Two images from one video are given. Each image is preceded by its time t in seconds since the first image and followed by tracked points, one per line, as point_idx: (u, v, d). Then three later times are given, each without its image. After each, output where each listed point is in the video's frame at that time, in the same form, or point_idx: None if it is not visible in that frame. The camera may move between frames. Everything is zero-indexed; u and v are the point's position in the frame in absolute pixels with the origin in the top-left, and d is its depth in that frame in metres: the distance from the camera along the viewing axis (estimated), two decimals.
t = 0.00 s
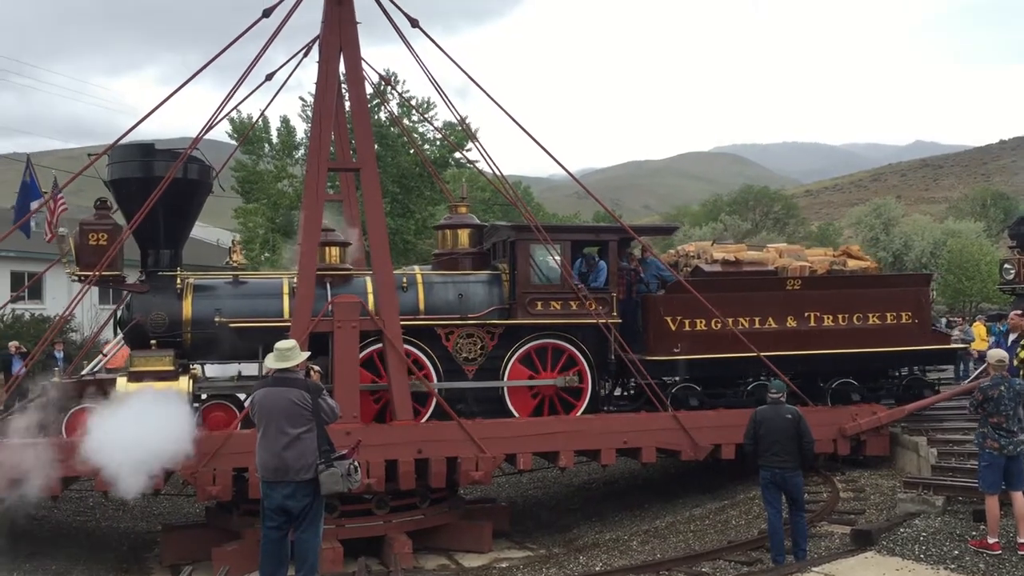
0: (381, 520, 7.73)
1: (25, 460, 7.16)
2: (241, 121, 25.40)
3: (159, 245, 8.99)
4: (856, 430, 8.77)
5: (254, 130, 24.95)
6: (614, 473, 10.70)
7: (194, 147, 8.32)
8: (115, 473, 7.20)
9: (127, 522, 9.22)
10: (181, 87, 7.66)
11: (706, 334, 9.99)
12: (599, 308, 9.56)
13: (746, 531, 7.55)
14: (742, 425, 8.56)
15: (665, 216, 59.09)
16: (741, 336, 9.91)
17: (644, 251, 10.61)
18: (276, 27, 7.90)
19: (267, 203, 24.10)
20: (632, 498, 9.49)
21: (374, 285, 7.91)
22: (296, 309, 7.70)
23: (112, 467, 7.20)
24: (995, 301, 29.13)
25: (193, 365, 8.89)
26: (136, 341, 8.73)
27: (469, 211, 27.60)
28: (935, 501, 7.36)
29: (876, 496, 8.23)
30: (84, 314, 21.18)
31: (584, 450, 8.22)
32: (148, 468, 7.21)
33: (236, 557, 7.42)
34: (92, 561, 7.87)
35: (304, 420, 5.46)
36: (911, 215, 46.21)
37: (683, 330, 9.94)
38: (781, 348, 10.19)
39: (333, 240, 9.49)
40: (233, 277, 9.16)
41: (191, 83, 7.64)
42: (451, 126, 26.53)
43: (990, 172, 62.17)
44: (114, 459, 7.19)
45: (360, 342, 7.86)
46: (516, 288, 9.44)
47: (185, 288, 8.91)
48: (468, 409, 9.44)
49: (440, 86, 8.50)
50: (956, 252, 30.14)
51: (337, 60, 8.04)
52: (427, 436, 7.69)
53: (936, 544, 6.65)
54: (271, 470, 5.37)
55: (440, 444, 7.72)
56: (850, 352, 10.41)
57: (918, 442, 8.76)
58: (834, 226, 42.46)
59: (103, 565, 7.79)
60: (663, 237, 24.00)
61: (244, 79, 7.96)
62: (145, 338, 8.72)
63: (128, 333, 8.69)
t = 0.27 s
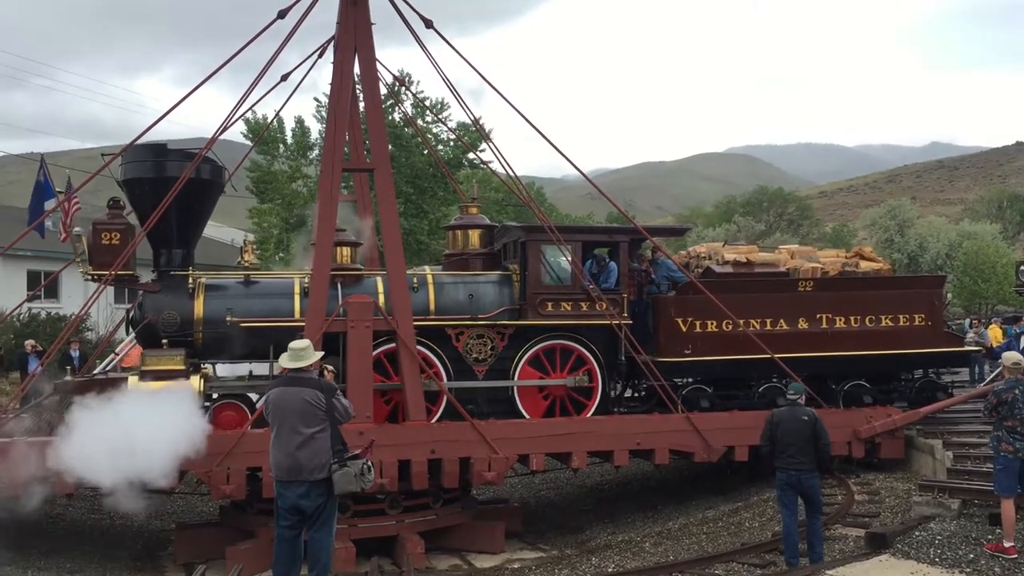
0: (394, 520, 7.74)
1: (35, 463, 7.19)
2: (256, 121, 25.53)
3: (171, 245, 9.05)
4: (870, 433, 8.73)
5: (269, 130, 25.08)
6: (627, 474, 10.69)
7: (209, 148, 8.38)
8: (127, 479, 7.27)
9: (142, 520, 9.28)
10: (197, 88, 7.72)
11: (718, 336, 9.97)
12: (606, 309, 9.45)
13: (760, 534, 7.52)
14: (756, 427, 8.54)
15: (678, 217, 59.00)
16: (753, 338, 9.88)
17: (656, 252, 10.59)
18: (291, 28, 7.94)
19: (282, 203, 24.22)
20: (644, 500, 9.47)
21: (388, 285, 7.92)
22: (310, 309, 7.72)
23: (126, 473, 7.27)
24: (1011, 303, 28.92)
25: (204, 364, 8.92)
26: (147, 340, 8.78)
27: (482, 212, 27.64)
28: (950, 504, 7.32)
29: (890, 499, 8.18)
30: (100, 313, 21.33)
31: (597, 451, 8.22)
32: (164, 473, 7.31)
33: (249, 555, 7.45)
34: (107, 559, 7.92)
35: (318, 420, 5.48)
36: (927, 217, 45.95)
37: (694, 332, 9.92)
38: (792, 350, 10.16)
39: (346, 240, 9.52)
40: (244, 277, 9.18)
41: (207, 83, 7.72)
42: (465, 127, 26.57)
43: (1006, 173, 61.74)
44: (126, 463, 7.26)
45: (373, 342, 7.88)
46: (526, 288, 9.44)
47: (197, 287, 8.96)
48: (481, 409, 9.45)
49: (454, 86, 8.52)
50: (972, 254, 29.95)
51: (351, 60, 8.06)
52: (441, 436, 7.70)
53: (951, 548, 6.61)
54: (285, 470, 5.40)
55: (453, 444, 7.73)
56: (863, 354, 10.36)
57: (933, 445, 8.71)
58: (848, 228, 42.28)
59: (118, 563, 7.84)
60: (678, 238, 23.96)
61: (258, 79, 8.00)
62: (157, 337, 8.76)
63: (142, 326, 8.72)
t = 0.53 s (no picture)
0: (409, 521, 7.75)
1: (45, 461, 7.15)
2: (273, 123, 25.67)
3: (185, 246, 9.08)
4: (888, 436, 8.67)
5: (286, 131, 25.22)
6: (642, 477, 10.66)
7: (227, 149, 8.40)
8: (136, 479, 7.18)
9: (159, 519, 9.33)
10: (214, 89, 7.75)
11: (731, 338, 9.93)
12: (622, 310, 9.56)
13: (776, 537, 7.48)
14: (773, 429, 8.49)
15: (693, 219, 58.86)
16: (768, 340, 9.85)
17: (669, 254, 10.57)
18: (308, 29, 7.97)
19: (298, 204, 24.34)
20: (659, 502, 9.44)
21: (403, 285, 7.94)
22: (326, 310, 7.75)
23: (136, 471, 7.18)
24: None
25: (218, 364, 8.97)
26: (161, 339, 8.86)
27: (498, 213, 27.67)
28: (968, 508, 7.26)
29: (908, 503, 8.12)
30: (117, 313, 21.48)
31: (612, 453, 8.20)
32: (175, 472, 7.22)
33: (265, 555, 7.47)
34: (124, 558, 7.97)
35: (335, 420, 5.50)
36: (945, 219, 45.64)
37: (708, 334, 9.89)
38: (806, 352, 10.11)
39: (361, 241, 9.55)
40: (257, 278, 9.23)
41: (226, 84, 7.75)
42: (480, 128, 26.62)
43: None
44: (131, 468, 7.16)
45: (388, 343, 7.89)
46: (539, 290, 9.45)
47: (210, 287, 9.01)
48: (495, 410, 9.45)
49: (470, 87, 8.53)
50: (992, 256, 29.72)
51: (367, 62, 8.08)
52: (456, 437, 7.70)
53: (969, 552, 6.55)
54: (301, 470, 5.41)
55: (468, 446, 7.73)
56: (880, 357, 10.30)
57: (951, 449, 8.64)
58: (865, 230, 42.04)
59: (135, 562, 7.89)
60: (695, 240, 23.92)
61: (275, 80, 8.02)
62: (171, 336, 8.85)
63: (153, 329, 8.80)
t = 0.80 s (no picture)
0: (426, 522, 7.75)
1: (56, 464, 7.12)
2: (292, 125, 25.81)
3: (202, 247, 9.12)
4: (908, 440, 8.61)
5: (304, 133, 25.36)
6: (659, 479, 10.62)
7: (246, 151, 8.43)
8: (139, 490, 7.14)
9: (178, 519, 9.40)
10: (234, 92, 7.79)
11: (747, 340, 9.88)
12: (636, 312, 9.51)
13: (795, 541, 7.43)
14: (792, 432, 8.44)
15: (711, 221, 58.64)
16: (786, 342, 9.79)
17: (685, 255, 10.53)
18: (327, 32, 8.01)
19: (316, 206, 24.46)
20: (677, 505, 9.40)
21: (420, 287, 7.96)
22: (343, 312, 7.76)
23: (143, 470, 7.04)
24: None
25: (234, 365, 9.00)
26: (178, 341, 8.95)
27: (516, 215, 27.69)
28: (990, 513, 7.19)
29: (929, 507, 8.05)
30: (137, 314, 21.66)
31: (629, 456, 8.18)
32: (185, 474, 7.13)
33: (283, 556, 7.50)
34: (143, 558, 8.04)
35: (353, 421, 5.51)
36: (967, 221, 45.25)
37: (723, 336, 9.85)
38: (822, 355, 10.05)
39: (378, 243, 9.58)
40: (273, 279, 9.29)
41: (246, 86, 7.80)
42: (498, 130, 26.66)
43: None
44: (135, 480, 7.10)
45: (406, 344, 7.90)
46: (554, 291, 9.44)
47: (226, 289, 9.10)
48: (511, 412, 9.45)
49: (488, 89, 8.54)
50: (1014, 259, 29.42)
51: (386, 64, 8.11)
52: (473, 439, 7.70)
53: (991, 557, 6.49)
54: (319, 471, 5.42)
55: (485, 447, 7.73)
56: (899, 360, 10.21)
57: (972, 452, 8.55)
58: (884, 232, 41.74)
59: (154, 562, 7.94)
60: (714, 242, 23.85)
61: (294, 83, 8.05)
62: (187, 338, 8.94)
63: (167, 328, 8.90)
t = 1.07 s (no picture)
0: (442, 522, 7.78)
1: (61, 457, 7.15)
2: (309, 126, 25.94)
3: (217, 247, 9.13)
4: (927, 441, 8.56)
5: (321, 134, 25.50)
6: (675, 480, 10.60)
7: (264, 152, 8.48)
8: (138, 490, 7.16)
9: (196, 518, 9.47)
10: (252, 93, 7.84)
11: (762, 341, 9.85)
12: (650, 313, 9.51)
13: (812, 543, 7.40)
14: (810, 433, 8.41)
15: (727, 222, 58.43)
16: (802, 343, 9.76)
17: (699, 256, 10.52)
18: (344, 34, 8.05)
19: (333, 207, 24.57)
20: (693, 506, 9.39)
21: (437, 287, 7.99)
22: (360, 312, 7.79)
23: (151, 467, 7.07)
24: None
25: (249, 365, 9.08)
26: (194, 341, 8.95)
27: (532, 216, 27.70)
28: (1009, 515, 7.14)
29: (947, 510, 7.99)
30: (156, 314, 21.81)
31: (645, 457, 8.17)
32: (190, 474, 7.17)
33: (301, 555, 7.55)
34: (163, 556, 8.11)
35: (371, 421, 5.54)
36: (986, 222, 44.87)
37: (737, 337, 9.82)
38: (836, 357, 9.99)
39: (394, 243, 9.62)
40: (288, 279, 9.38)
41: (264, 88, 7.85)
42: (514, 131, 26.69)
43: None
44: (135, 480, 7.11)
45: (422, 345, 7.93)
46: (567, 292, 9.44)
47: (242, 289, 9.14)
48: (526, 412, 9.46)
49: (504, 90, 8.56)
50: None
51: (403, 66, 8.14)
52: (489, 439, 7.72)
53: (1010, 560, 6.44)
54: (337, 470, 5.45)
55: (501, 448, 7.74)
56: (916, 361, 10.15)
57: (991, 454, 8.49)
58: (902, 232, 41.46)
59: (173, 560, 8.02)
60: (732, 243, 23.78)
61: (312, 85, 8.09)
62: (203, 338, 8.94)
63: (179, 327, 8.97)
